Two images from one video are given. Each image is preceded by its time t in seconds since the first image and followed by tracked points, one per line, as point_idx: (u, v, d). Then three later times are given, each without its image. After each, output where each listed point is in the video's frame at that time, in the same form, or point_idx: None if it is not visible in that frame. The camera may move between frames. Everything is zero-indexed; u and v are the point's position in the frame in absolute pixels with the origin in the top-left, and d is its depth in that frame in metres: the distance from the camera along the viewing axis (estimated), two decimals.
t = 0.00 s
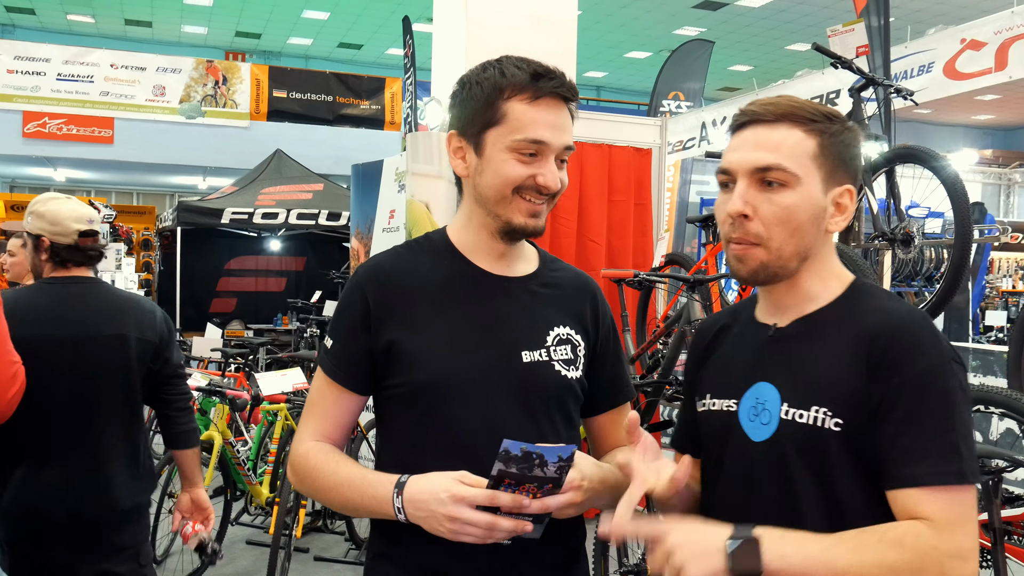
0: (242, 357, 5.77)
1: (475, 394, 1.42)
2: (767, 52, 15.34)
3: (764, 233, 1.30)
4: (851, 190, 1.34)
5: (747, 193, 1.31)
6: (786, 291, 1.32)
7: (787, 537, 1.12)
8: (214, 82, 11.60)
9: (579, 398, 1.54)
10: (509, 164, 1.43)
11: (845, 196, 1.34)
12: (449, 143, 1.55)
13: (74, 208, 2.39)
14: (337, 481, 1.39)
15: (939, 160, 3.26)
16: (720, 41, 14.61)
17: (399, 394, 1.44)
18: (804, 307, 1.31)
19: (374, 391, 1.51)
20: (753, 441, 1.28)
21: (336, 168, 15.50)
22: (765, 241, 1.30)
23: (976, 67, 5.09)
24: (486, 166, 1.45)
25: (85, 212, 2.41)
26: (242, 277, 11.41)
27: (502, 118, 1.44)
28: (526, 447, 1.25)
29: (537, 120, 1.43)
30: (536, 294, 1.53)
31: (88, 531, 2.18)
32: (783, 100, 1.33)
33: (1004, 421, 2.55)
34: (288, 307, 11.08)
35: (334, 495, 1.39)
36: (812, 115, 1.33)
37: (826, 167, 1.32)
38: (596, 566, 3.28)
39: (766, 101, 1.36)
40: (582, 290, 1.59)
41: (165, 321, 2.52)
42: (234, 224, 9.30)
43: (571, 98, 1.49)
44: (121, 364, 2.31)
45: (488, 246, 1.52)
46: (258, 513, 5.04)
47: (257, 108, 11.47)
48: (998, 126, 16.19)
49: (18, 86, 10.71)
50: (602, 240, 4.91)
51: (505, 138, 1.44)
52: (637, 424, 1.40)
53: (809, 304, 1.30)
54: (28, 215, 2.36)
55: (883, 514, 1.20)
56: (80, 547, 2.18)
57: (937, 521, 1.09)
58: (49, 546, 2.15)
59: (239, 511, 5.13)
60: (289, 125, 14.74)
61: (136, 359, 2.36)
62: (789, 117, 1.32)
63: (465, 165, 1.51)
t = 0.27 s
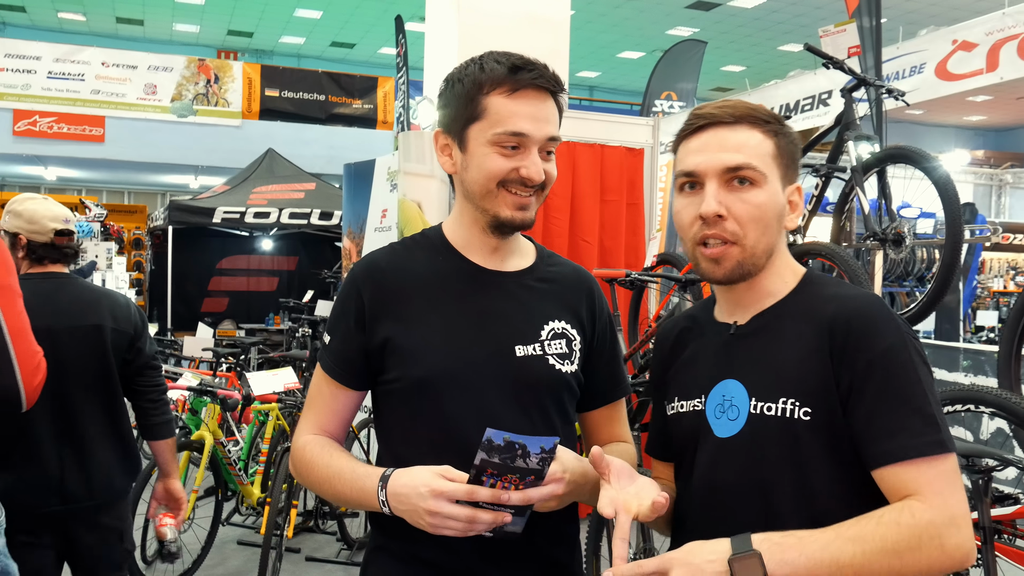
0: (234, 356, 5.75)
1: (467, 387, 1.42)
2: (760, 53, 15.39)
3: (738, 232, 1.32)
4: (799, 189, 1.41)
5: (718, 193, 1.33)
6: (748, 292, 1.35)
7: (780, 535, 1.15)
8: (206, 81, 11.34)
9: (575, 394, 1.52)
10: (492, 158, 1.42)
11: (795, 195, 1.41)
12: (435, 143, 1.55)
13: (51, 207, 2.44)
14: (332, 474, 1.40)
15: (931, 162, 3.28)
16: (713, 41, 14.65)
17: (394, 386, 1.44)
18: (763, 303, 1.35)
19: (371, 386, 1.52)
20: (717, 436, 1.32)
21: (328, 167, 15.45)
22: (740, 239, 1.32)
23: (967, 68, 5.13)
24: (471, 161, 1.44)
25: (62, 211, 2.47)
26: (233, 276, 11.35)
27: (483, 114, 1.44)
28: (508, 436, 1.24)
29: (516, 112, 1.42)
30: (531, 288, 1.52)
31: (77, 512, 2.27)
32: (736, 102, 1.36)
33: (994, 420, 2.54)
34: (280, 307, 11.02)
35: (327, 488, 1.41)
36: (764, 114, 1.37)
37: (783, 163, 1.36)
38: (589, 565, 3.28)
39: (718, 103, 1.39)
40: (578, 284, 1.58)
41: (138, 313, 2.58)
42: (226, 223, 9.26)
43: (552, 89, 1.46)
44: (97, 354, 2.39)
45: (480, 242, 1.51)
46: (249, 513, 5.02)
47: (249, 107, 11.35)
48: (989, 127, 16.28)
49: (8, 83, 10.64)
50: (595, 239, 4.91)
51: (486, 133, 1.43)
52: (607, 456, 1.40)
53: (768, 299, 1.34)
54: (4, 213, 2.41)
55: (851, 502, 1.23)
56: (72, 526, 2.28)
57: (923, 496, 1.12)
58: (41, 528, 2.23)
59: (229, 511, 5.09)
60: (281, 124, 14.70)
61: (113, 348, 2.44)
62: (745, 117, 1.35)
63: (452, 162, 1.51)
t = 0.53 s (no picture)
0: (226, 357, 5.72)
1: (453, 386, 1.41)
2: (754, 56, 15.44)
3: (722, 232, 1.32)
4: (775, 194, 1.43)
5: (701, 197, 1.33)
6: (730, 296, 1.35)
7: (778, 535, 1.15)
8: (200, 81, 11.41)
9: (560, 399, 1.51)
10: (478, 159, 1.42)
11: (771, 198, 1.43)
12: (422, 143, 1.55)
13: (52, 215, 2.59)
14: (313, 472, 1.38)
15: (923, 165, 3.29)
16: (707, 44, 14.69)
17: (379, 385, 1.43)
18: (743, 307, 1.35)
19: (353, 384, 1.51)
20: (705, 440, 1.31)
21: (322, 168, 15.40)
22: (722, 239, 1.32)
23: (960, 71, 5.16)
24: (457, 162, 1.44)
25: (63, 218, 2.61)
26: (226, 277, 11.31)
27: (468, 116, 1.43)
28: (501, 430, 1.24)
29: (502, 115, 1.42)
30: (521, 290, 1.51)
31: (78, 503, 2.43)
32: (716, 108, 1.37)
33: (986, 424, 2.53)
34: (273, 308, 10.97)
35: (308, 485, 1.38)
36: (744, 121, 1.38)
37: (761, 169, 1.38)
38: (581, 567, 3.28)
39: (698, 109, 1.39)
40: (566, 290, 1.57)
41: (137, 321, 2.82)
42: (220, 223, 9.21)
43: (538, 89, 1.45)
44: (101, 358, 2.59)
45: (468, 242, 1.51)
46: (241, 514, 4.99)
47: (243, 107, 11.31)
48: (981, 131, 16.38)
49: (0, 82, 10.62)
50: (588, 241, 4.91)
51: (470, 135, 1.43)
52: (593, 467, 1.39)
53: (748, 304, 1.35)
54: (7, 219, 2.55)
55: (844, 504, 1.23)
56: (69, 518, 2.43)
57: (908, 496, 1.14)
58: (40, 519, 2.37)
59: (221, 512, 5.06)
60: (275, 124, 14.67)
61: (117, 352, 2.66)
62: (725, 123, 1.35)
63: (440, 164, 1.51)
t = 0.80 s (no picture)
0: (219, 358, 5.72)
1: (450, 386, 1.41)
2: (747, 57, 15.49)
3: (715, 236, 1.32)
4: (780, 193, 1.41)
5: (694, 199, 1.34)
6: (732, 296, 1.35)
7: (781, 527, 1.16)
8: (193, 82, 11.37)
9: (552, 399, 1.52)
10: (474, 159, 1.42)
11: (775, 198, 1.41)
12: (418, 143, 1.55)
13: (71, 218, 2.68)
14: (306, 468, 1.38)
15: (917, 165, 3.30)
16: (700, 46, 14.73)
17: (372, 382, 1.43)
18: (746, 307, 1.35)
19: (345, 381, 1.50)
20: (706, 438, 1.31)
21: (315, 169, 15.37)
22: (716, 243, 1.32)
23: (951, 74, 5.11)
24: (453, 162, 1.44)
25: (80, 221, 2.71)
26: (219, 278, 11.27)
27: (462, 116, 1.43)
28: (502, 432, 1.24)
29: (496, 114, 1.42)
30: (516, 291, 1.51)
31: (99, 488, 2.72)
32: (713, 110, 1.37)
33: (978, 423, 2.54)
34: (266, 309, 10.94)
35: (301, 481, 1.38)
36: (742, 122, 1.38)
37: (761, 169, 1.37)
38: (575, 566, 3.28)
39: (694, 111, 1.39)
40: (562, 293, 1.57)
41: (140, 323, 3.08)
42: (213, 224, 9.17)
43: (533, 90, 1.46)
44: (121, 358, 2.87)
45: (463, 241, 1.51)
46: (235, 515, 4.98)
47: (236, 108, 11.28)
48: (972, 132, 16.46)
49: None
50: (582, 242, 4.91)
51: (463, 134, 1.43)
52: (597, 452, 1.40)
53: (750, 304, 1.35)
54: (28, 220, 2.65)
55: (842, 506, 1.24)
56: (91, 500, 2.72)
57: (911, 497, 1.16)
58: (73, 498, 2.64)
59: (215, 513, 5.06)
60: (268, 125, 14.64)
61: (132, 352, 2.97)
62: (721, 125, 1.35)
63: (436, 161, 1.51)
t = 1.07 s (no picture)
0: (213, 354, 5.70)
1: (445, 385, 1.40)
2: (741, 55, 15.51)
3: (703, 244, 1.32)
4: (783, 191, 1.37)
5: (681, 208, 1.33)
6: (736, 297, 1.35)
7: (769, 527, 1.16)
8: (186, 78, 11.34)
9: (548, 396, 1.51)
10: (476, 159, 1.41)
11: (778, 197, 1.36)
12: (418, 137, 1.53)
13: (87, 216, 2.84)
14: (302, 466, 1.37)
15: (910, 163, 3.31)
16: (695, 43, 14.74)
17: (365, 378, 1.42)
18: (753, 307, 1.35)
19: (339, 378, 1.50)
20: (709, 436, 1.32)
21: (309, 166, 15.32)
22: (706, 251, 1.32)
23: (945, 72, 5.10)
24: (454, 161, 1.43)
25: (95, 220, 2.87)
26: (213, 275, 11.23)
27: (467, 113, 1.42)
28: (489, 419, 1.25)
29: (501, 113, 1.41)
30: (509, 288, 1.50)
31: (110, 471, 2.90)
32: (703, 114, 1.36)
33: (970, 421, 2.55)
34: (260, 307, 10.92)
35: (297, 481, 1.37)
36: (736, 124, 1.35)
37: (755, 172, 1.34)
38: (569, 563, 3.28)
39: (691, 114, 1.39)
40: (557, 291, 1.57)
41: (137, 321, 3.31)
42: (206, 221, 9.11)
43: (537, 91, 1.46)
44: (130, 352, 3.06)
45: (461, 239, 1.50)
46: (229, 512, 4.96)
47: (230, 104, 11.24)
48: (965, 130, 16.53)
49: None
50: (576, 239, 4.90)
51: (468, 132, 1.42)
52: (597, 437, 1.38)
53: (757, 304, 1.35)
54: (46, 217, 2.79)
55: (840, 509, 1.24)
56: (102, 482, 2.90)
57: (906, 504, 1.15)
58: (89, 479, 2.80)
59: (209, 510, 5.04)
60: (262, 122, 14.58)
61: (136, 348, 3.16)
62: (710, 130, 1.34)
63: (434, 158, 1.50)
